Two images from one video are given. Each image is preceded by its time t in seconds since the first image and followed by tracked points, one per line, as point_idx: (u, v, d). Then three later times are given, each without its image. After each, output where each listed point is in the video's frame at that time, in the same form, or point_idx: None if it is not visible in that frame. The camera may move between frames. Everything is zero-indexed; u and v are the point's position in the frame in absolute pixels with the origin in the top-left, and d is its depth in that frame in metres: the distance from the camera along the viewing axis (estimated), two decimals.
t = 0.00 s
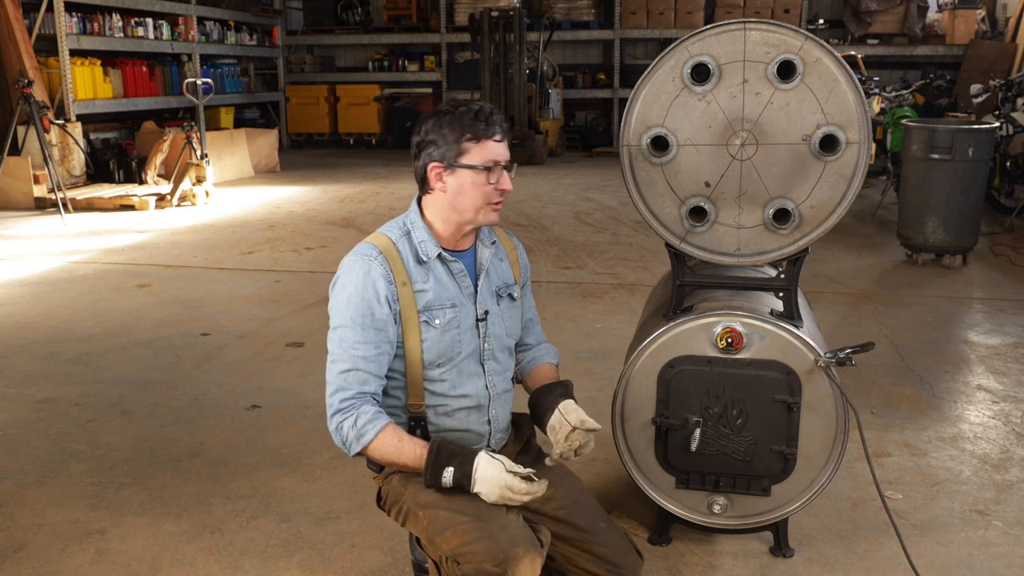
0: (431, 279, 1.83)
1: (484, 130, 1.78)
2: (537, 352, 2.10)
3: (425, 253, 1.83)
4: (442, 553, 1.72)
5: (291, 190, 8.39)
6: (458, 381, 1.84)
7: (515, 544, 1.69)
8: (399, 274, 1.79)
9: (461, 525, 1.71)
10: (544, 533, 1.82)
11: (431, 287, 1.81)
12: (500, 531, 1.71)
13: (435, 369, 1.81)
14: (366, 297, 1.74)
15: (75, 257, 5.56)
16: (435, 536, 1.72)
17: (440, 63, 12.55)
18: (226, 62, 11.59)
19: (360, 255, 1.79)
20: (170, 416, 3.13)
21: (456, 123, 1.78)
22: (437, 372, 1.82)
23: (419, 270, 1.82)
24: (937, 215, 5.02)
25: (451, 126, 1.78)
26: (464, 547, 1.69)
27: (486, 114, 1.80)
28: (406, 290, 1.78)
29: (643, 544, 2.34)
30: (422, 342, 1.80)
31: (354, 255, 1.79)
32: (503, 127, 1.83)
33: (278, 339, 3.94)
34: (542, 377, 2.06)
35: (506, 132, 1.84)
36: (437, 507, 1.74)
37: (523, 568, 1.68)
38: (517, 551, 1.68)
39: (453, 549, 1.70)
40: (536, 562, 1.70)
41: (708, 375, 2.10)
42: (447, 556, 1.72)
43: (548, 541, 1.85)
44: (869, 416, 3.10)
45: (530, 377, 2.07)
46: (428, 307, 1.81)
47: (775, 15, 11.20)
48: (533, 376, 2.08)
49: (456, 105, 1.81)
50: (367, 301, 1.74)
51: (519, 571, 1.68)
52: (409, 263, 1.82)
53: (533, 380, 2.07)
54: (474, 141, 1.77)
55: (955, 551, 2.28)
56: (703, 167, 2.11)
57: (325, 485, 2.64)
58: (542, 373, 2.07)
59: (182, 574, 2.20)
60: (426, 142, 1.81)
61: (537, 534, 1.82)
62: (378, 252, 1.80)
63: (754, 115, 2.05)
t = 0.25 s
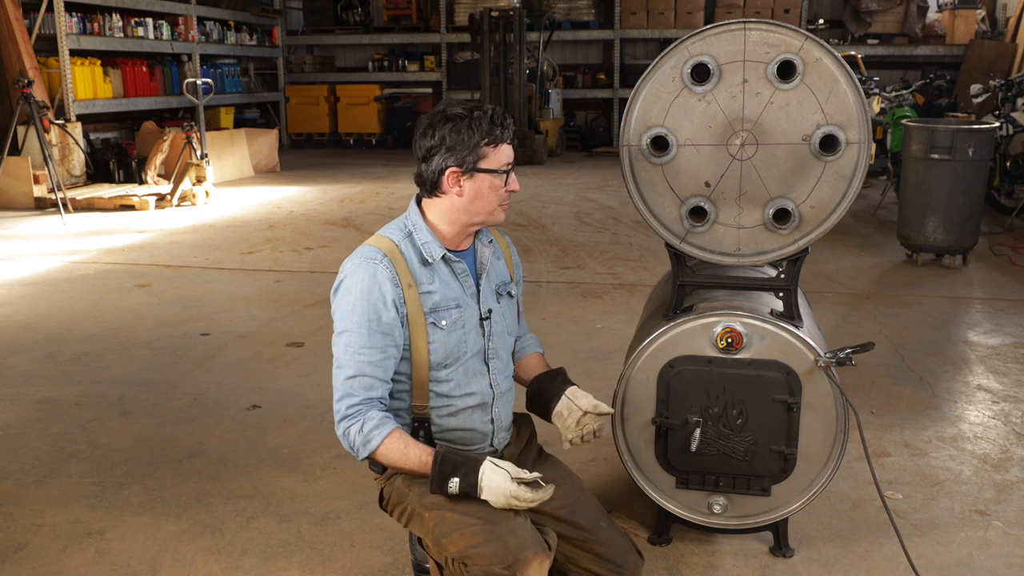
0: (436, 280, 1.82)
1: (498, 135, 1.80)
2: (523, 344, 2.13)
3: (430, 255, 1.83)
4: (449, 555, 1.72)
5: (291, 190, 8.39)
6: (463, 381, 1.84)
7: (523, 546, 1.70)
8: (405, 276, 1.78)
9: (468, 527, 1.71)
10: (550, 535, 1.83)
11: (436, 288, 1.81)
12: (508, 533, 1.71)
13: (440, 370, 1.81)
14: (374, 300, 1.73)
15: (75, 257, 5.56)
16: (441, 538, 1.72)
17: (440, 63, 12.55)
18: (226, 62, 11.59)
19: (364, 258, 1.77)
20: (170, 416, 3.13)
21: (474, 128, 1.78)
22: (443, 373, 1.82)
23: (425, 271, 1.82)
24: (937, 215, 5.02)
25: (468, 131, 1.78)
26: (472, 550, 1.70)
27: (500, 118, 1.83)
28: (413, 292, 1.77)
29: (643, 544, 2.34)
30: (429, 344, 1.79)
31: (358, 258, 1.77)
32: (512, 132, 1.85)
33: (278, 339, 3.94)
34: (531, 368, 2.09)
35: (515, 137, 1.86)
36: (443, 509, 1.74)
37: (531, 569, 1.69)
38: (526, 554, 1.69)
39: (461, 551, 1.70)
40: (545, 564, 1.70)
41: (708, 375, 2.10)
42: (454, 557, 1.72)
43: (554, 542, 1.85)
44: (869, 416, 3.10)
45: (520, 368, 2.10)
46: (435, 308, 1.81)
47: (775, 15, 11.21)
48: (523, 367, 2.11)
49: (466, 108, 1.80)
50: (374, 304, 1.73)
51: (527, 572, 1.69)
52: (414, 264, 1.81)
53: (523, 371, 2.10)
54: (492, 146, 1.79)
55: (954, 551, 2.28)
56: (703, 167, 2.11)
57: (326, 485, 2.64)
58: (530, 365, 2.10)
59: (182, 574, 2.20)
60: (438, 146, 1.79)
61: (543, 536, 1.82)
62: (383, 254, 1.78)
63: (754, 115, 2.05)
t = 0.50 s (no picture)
0: (436, 279, 1.82)
1: (490, 131, 1.79)
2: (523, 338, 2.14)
3: (430, 253, 1.83)
4: (449, 554, 1.72)
5: (291, 190, 8.39)
6: (463, 381, 1.83)
7: (524, 546, 1.70)
8: (406, 274, 1.77)
9: (468, 526, 1.71)
10: (551, 536, 1.83)
11: (437, 286, 1.81)
12: (509, 533, 1.71)
13: (440, 368, 1.81)
14: (375, 297, 1.72)
15: (75, 258, 5.56)
16: (442, 537, 1.72)
17: (440, 63, 12.55)
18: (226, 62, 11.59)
19: (364, 256, 1.77)
20: (171, 416, 3.13)
21: (465, 125, 1.78)
22: (443, 371, 1.81)
23: (425, 270, 1.82)
24: (937, 215, 5.02)
25: (460, 128, 1.78)
26: (472, 548, 1.69)
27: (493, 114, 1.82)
28: (414, 290, 1.77)
29: (643, 544, 2.34)
30: (429, 342, 1.79)
31: (359, 256, 1.77)
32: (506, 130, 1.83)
33: (278, 339, 3.94)
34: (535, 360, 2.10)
35: (509, 135, 1.85)
36: (443, 508, 1.74)
37: (532, 568, 1.69)
38: (527, 553, 1.69)
39: (461, 550, 1.70)
40: (545, 563, 1.71)
41: (708, 375, 2.10)
42: (454, 557, 1.72)
43: (554, 542, 1.85)
44: (869, 416, 3.10)
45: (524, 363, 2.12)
46: (435, 307, 1.80)
47: (775, 15, 11.21)
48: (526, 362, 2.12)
49: (461, 106, 1.81)
50: (375, 301, 1.72)
51: (527, 572, 1.69)
52: (415, 263, 1.81)
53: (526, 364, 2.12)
54: (484, 142, 1.78)
55: (954, 551, 2.28)
56: (702, 167, 2.11)
57: (326, 485, 2.64)
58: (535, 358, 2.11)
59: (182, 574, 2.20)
60: (431, 144, 1.80)
61: (544, 536, 1.83)
62: (384, 251, 1.78)
63: (754, 115, 2.05)
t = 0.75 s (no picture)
0: (432, 274, 1.83)
1: (448, 128, 1.76)
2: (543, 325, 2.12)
3: (425, 248, 1.83)
4: (444, 552, 1.72)
5: (291, 190, 8.39)
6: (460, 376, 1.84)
7: (517, 543, 1.69)
8: (404, 269, 1.78)
9: (463, 524, 1.71)
10: (546, 534, 1.83)
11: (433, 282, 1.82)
12: (503, 531, 1.70)
13: (437, 363, 1.82)
14: (372, 290, 1.73)
15: (75, 258, 5.56)
16: (437, 536, 1.72)
17: (440, 63, 12.55)
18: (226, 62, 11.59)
19: (361, 250, 1.78)
20: (171, 416, 3.13)
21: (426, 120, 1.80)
22: (440, 365, 1.83)
23: (422, 265, 1.82)
24: (937, 215, 5.02)
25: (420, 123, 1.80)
26: (466, 547, 1.69)
27: (459, 113, 1.78)
28: (410, 285, 1.78)
29: (643, 544, 2.34)
30: (425, 337, 1.81)
31: (355, 251, 1.78)
32: (479, 127, 1.78)
33: (278, 339, 3.94)
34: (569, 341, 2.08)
35: (486, 132, 1.80)
36: (439, 506, 1.74)
37: (525, 567, 1.69)
38: (520, 551, 1.68)
39: (455, 549, 1.70)
40: (538, 562, 1.70)
41: (708, 375, 2.11)
42: (449, 555, 1.72)
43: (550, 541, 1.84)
44: (869, 416, 3.10)
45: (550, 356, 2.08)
46: (432, 302, 1.81)
47: (775, 15, 11.21)
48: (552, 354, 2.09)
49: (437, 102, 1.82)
50: (376, 292, 1.73)
51: (521, 570, 1.69)
52: (412, 258, 1.81)
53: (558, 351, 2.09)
54: (433, 141, 1.77)
55: (954, 551, 2.28)
56: (702, 167, 2.11)
57: (326, 486, 2.64)
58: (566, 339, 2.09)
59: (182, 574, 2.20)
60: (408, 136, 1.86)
61: (540, 535, 1.82)
62: (380, 246, 1.79)
63: (754, 116, 2.05)
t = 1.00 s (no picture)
0: (430, 275, 1.83)
1: (435, 131, 1.77)
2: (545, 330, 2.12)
3: (422, 250, 1.83)
4: (445, 553, 1.72)
5: (291, 190, 8.39)
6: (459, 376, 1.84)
7: (517, 543, 1.69)
8: (403, 269, 1.78)
9: (463, 524, 1.71)
10: (546, 535, 1.83)
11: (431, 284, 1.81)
12: (503, 531, 1.70)
13: (436, 363, 1.82)
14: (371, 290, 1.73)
15: (75, 257, 5.56)
16: (437, 536, 1.72)
17: (440, 63, 12.54)
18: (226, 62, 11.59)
19: (359, 252, 1.78)
20: (171, 416, 3.13)
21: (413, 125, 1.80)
22: (439, 367, 1.83)
23: (419, 266, 1.82)
24: (937, 215, 5.02)
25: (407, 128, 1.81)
26: (467, 547, 1.69)
27: (444, 113, 1.78)
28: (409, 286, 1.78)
29: (643, 544, 2.34)
30: (424, 337, 1.80)
31: (353, 253, 1.78)
32: (465, 126, 1.79)
33: (278, 339, 3.94)
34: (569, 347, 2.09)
35: (474, 130, 1.80)
36: (439, 507, 1.74)
37: (526, 567, 1.69)
38: (520, 551, 1.68)
39: (456, 549, 1.70)
40: (539, 562, 1.70)
41: (708, 375, 2.11)
42: (449, 556, 1.72)
43: (552, 542, 1.84)
44: (869, 416, 3.10)
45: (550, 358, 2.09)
46: (430, 303, 1.81)
47: (775, 15, 11.21)
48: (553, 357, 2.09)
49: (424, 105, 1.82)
50: (376, 293, 1.73)
51: (521, 570, 1.68)
52: (409, 259, 1.81)
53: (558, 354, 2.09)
54: (420, 143, 1.78)
55: (955, 551, 2.28)
56: (702, 167, 2.11)
57: (326, 486, 2.64)
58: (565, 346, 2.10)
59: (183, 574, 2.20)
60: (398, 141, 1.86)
61: (540, 536, 1.82)
62: (378, 248, 1.79)
63: (754, 116, 2.05)
